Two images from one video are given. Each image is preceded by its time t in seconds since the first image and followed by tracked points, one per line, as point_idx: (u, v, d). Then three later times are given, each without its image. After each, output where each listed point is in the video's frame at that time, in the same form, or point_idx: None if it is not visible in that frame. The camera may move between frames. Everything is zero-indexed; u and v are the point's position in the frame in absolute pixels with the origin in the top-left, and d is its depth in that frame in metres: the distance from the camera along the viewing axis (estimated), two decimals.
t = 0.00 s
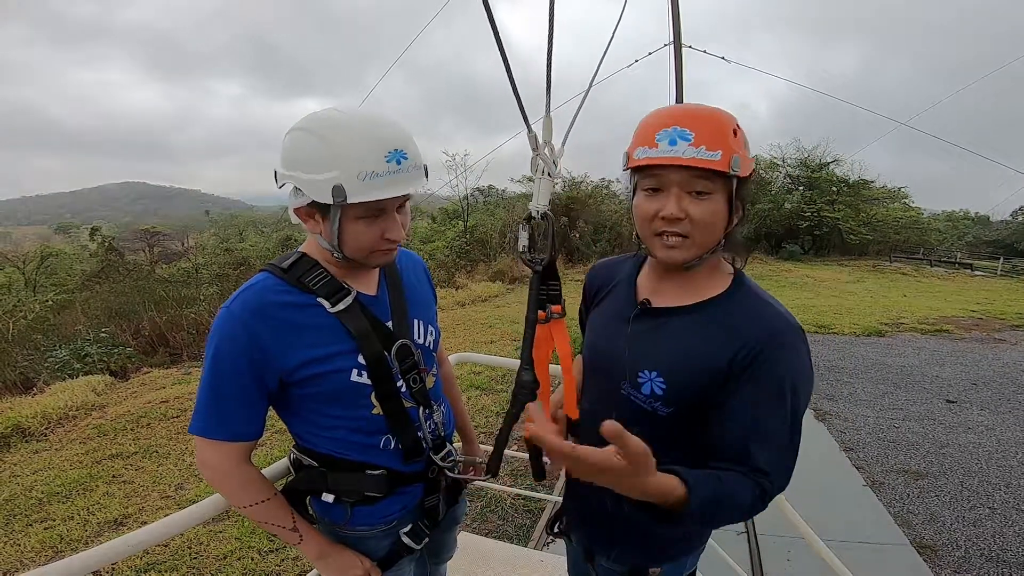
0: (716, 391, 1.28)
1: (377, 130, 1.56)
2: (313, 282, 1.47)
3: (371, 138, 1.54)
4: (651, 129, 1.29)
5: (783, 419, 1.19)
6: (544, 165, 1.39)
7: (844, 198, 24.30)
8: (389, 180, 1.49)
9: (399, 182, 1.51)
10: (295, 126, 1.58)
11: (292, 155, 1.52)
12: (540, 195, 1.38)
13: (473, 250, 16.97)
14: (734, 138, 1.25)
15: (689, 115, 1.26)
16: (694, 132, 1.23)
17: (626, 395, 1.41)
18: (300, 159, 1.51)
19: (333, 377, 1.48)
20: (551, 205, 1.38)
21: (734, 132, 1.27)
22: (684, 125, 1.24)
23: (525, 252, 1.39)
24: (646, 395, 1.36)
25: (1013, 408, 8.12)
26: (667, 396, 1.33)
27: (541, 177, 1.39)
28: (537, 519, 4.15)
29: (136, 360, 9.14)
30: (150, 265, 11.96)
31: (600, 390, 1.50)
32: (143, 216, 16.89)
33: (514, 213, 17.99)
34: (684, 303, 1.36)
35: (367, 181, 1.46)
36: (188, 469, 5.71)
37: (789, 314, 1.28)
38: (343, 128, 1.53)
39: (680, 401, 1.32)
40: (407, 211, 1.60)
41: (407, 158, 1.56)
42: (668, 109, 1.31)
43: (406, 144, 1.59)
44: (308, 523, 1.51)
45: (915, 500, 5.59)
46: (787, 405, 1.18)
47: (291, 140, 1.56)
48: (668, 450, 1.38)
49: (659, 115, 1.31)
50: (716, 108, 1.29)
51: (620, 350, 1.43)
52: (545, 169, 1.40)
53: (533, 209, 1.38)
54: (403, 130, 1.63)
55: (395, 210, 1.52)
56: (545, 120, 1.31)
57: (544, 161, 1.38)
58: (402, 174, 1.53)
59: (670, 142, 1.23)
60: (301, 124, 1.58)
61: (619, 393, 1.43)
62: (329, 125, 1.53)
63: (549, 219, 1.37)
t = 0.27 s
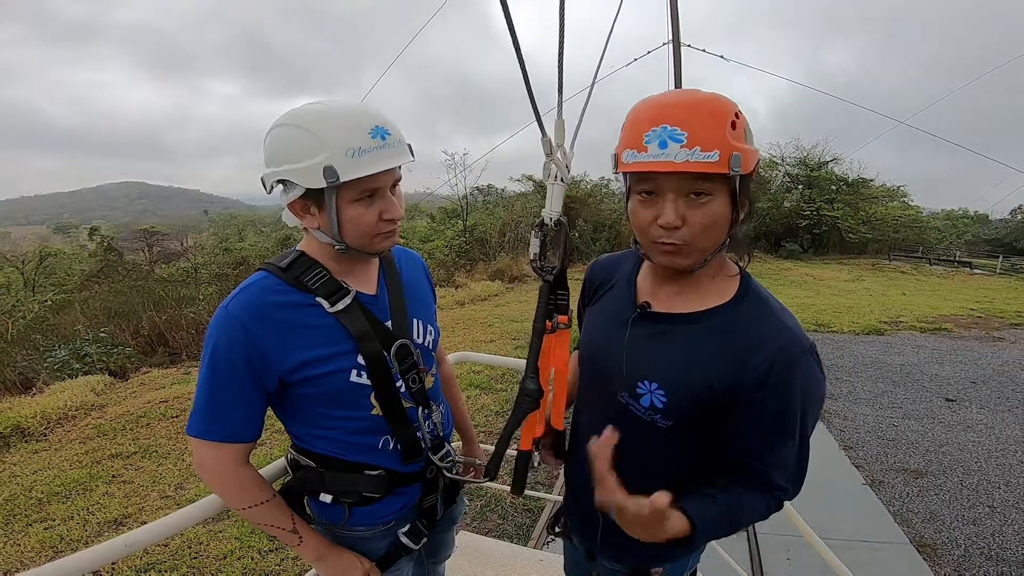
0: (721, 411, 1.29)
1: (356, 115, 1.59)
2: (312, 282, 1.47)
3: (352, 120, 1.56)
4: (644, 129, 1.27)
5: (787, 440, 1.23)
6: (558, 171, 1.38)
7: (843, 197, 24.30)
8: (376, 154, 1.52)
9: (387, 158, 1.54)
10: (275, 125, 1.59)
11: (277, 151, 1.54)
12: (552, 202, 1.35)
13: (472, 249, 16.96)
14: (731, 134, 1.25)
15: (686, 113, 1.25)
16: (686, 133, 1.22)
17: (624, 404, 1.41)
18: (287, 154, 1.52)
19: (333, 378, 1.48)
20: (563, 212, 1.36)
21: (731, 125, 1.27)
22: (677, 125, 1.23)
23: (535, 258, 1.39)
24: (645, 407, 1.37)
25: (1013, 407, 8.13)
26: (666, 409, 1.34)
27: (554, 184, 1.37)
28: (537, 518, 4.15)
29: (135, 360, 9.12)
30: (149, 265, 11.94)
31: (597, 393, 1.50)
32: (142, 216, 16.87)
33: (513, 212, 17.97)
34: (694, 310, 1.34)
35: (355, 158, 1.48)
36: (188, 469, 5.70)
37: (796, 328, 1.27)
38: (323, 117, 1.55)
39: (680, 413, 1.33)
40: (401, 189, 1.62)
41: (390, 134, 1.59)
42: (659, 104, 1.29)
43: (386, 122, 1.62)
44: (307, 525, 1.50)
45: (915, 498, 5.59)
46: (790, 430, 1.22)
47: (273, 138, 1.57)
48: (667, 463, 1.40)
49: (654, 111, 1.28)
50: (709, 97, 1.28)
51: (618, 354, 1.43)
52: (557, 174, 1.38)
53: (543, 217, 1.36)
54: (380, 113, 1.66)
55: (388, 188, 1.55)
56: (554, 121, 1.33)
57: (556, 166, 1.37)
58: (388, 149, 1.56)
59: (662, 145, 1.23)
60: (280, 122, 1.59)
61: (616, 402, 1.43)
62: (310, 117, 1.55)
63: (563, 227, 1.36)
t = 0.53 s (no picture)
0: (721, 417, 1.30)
1: (352, 113, 1.58)
2: (308, 281, 1.47)
3: (347, 119, 1.56)
4: (616, 131, 1.29)
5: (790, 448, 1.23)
6: (563, 176, 1.37)
7: (842, 195, 24.33)
8: (370, 152, 1.52)
9: (381, 156, 1.54)
10: (269, 124, 1.60)
11: (271, 151, 1.54)
12: (556, 209, 1.36)
13: (471, 248, 16.96)
14: (705, 126, 1.24)
15: (657, 111, 1.25)
16: (655, 131, 1.22)
17: (621, 408, 1.42)
18: (281, 153, 1.53)
19: (330, 378, 1.49)
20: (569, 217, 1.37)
21: (705, 116, 1.26)
22: (645, 123, 1.24)
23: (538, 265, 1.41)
24: (642, 412, 1.38)
25: (1011, 405, 8.15)
26: (663, 415, 1.34)
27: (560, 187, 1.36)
28: (537, 517, 4.16)
29: (134, 360, 9.12)
30: (147, 265, 11.92)
31: (594, 395, 1.50)
32: (141, 216, 16.85)
33: (512, 211, 17.98)
34: (697, 315, 1.34)
35: (348, 156, 1.48)
36: (188, 468, 5.70)
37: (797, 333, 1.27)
38: (318, 115, 1.55)
39: (678, 419, 1.33)
40: (396, 187, 1.62)
41: (385, 133, 1.59)
42: (631, 105, 1.29)
43: (381, 121, 1.62)
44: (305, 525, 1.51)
45: (914, 497, 5.61)
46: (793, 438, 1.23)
47: (268, 137, 1.58)
48: (666, 465, 1.41)
49: (626, 113, 1.30)
50: (682, 91, 1.28)
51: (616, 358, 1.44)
52: (562, 178, 1.37)
53: (548, 222, 1.37)
54: (376, 112, 1.65)
55: (383, 187, 1.55)
56: (558, 124, 1.33)
57: (561, 168, 1.36)
58: (382, 148, 1.55)
59: (632, 145, 1.24)
60: (274, 121, 1.60)
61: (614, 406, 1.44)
62: (304, 116, 1.55)
63: (569, 232, 1.36)
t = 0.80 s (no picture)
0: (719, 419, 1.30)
1: (348, 114, 1.58)
2: (305, 281, 1.48)
3: (343, 119, 1.56)
4: (611, 142, 1.28)
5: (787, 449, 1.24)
6: (562, 178, 1.35)
7: (841, 194, 24.35)
8: (365, 153, 1.52)
9: (377, 156, 1.54)
10: (266, 124, 1.60)
11: (268, 150, 1.54)
12: (554, 210, 1.35)
13: (470, 248, 16.96)
14: (701, 135, 1.23)
15: (652, 119, 1.24)
16: (650, 142, 1.22)
17: (621, 410, 1.43)
18: (278, 153, 1.52)
19: (328, 378, 1.49)
20: (566, 220, 1.36)
21: (702, 124, 1.26)
22: (639, 135, 1.24)
23: (537, 268, 1.40)
24: (639, 414, 1.38)
25: (1010, 403, 8.16)
26: (660, 417, 1.35)
27: (559, 189, 1.35)
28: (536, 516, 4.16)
29: (133, 360, 9.12)
30: (146, 265, 11.91)
31: (594, 397, 1.50)
32: (139, 216, 16.83)
33: (511, 210, 17.99)
34: (692, 317, 1.34)
35: (344, 156, 1.48)
36: (187, 468, 5.70)
37: (796, 334, 1.27)
38: (314, 116, 1.55)
39: (675, 421, 1.33)
40: (393, 187, 1.62)
41: (381, 133, 1.58)
42: (627, 109, 1.28)
43: (378, 121, 1.61)
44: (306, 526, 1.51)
45: (913, 495, 5.62)
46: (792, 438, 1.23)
47: (265, 137, 1.58)
48: (665, 466, 1.41)
49: (619, 120, 1.28)
50: (676, 96, 1.27)
51: (615, 359, 1.45)
52: (562, 181, 1.36)
53: (546, 225, 1.36)
54: (372, 112, 1.65)
55: (379, 188, 1.55)
56: (557, 125, 1.32)
57: (560, 169, 1.35)
58: (378, 148, 1.55)
59: (627, 157, 1.24)
60: (272, 121, 1.60)
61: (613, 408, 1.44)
62: (301, 115, 1.55)
63: (568, 234, 1.36)
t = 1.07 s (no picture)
0: (719, 417, 1.31)
1: (352, 118, 1.58)
2: (304, 282, 1.48)
3: (346, 124, 1.55)
4: (593, 159, 1.32)
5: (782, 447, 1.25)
6: (570, 172, 1.34)
7: (840, 194, 24.37)
8: (366, 162, 1.51)
9: (377, 165, 1.53)
10: (269, 124, 1.59)
11: (271, 152, 1.54)
12: (561, 205, 1.34)
13: (470, 247, 16.97)
14: (679, 167, 1.22)
15: (632, 144, 1.25)
16: (620, 173, 1.25)
17: (623, 413, 1.42)
18: (280, 157, 1.52)
19: (327, 378, 1.49)
20: (575, 215, 1.35)
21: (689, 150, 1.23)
22: (615, 160, 1.27)
23: (542, 265, 1.39)
24: (643, 416, 1.38)
25: (1008, 402, 8.18)
26: (664, 418, 1.35)
27: (565, 184, 1.34)
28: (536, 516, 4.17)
29: (133, 360, 9.11)
30: (145, 265, 11.90)
31: (595, 397, 1.51)
32: (138, 216, 16.81)
33: (510, 210, 18.00)
34: (691, 319, 1.34)
35: (344, 166, 1.47)
36: (187, 468, 5.71)
37: (793, 336, 1.28)
38: (317, 120, 1.54)
39: (677, 422, 1.34)
40: (393, 193, 1.62)
41: (383, 142, 1.58)
42: (615, 124, 1.28)
43: (380, 128, 1.61)
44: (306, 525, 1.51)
45: (912, 494, 5.63)
46: (789, 437, 1.25)
47: (268, 138, 1.57)
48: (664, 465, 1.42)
49: (611, 129, 1.29)
50: (664, 118, 1.24)
51: (616, 360, 1.45)
52: (569, 175, 1.34)
53: (552, 220, 1.35)
54: (376, 116, 1.64)
55: (378, 196, 1.55)
56: (562, 119, 1.33)
57: (568, 164, 1.33)
58: (379, 157, 1.54)
59: (600, 182, 1.29)
60: (276, 120, 1.59)
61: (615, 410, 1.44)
62: (303, 118, 1.54)
63: (574, 230, 1.35)
